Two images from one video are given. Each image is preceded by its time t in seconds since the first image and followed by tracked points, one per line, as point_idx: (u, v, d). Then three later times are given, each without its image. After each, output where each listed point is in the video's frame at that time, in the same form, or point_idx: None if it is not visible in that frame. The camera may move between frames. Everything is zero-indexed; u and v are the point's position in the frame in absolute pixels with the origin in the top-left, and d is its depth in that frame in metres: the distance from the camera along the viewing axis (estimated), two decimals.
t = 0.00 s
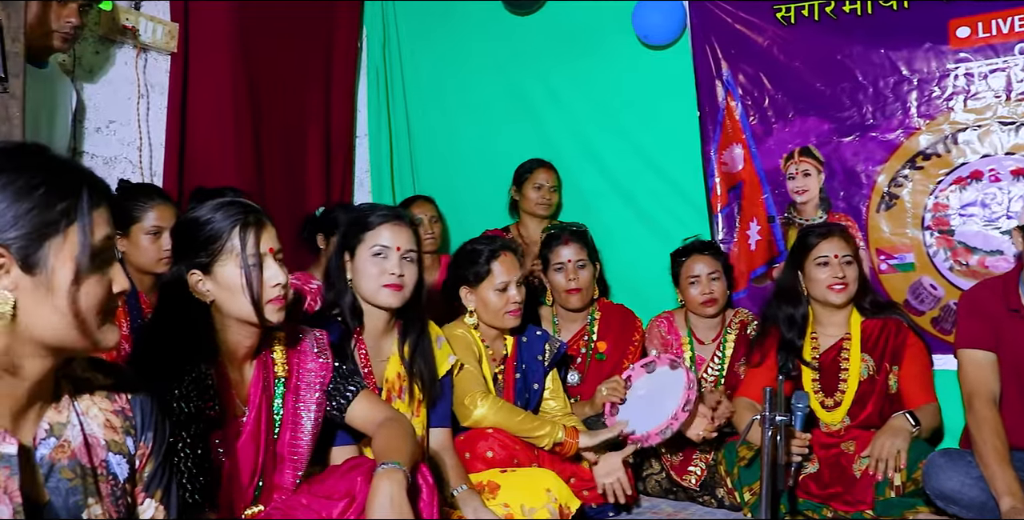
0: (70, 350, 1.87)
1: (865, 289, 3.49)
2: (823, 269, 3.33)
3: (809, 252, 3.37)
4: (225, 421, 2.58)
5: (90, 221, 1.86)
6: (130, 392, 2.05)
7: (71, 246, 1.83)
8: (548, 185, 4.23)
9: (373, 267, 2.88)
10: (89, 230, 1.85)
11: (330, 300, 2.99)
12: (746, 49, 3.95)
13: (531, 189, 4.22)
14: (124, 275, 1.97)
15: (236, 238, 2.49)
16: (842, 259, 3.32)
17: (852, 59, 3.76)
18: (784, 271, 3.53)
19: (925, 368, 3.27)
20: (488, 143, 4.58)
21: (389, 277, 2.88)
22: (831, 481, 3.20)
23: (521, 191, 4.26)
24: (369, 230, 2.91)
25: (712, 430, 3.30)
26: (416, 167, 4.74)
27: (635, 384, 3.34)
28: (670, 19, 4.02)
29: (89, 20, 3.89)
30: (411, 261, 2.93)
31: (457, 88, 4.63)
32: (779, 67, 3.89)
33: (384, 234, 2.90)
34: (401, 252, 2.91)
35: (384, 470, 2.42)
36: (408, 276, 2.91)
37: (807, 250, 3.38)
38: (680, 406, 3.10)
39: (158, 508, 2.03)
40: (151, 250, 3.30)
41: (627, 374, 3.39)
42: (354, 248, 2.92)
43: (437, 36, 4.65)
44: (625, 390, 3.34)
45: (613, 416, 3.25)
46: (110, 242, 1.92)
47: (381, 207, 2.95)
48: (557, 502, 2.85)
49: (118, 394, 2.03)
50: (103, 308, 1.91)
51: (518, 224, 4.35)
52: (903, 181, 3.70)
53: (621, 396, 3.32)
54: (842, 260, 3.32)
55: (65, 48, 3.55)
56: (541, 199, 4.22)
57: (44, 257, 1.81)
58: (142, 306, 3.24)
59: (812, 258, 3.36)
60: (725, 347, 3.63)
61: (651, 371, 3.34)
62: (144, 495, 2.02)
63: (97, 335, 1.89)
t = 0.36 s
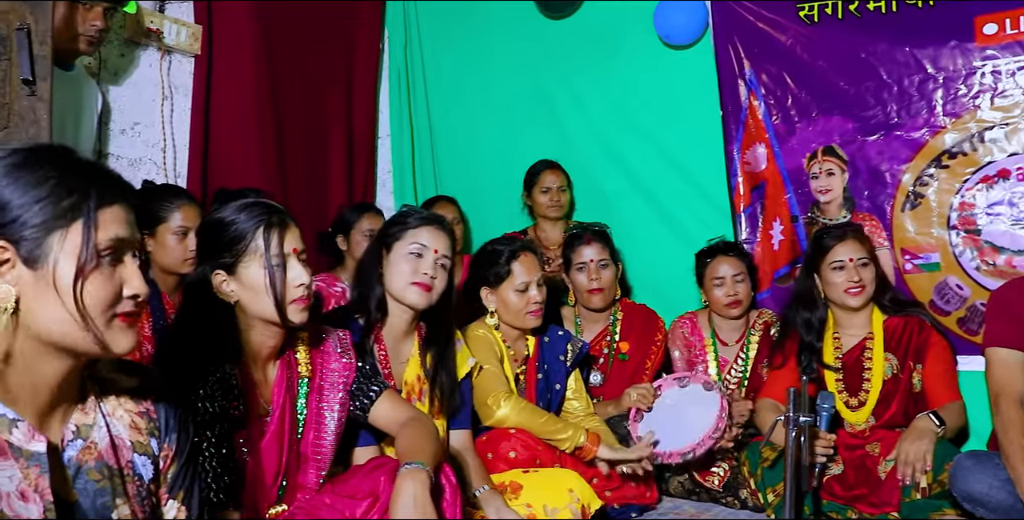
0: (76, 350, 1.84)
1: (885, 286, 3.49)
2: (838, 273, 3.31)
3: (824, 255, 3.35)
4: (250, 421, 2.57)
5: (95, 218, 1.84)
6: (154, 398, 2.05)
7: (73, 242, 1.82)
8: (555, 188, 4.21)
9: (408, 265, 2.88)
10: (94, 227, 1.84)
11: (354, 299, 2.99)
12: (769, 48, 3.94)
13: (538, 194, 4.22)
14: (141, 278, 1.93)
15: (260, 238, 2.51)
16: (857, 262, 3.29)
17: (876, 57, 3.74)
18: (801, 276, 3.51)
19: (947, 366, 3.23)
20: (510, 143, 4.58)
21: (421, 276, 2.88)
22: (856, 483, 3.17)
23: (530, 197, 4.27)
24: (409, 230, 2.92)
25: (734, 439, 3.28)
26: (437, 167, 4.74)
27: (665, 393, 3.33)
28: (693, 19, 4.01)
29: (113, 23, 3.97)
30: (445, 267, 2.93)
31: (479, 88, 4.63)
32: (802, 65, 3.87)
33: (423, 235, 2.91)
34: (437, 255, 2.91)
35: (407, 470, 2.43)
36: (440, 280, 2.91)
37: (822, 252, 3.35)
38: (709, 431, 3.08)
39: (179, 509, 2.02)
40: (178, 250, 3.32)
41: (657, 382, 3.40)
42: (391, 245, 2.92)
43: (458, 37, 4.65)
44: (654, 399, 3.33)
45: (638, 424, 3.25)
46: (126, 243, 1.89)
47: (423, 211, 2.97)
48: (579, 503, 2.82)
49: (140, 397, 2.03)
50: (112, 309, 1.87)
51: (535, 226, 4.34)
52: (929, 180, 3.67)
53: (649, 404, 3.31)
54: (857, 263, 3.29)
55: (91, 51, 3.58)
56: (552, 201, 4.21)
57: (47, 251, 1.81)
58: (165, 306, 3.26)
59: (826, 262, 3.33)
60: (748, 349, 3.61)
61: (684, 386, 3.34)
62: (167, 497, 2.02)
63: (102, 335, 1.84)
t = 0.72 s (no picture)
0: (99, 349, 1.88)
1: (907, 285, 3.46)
2: (858, 273, 3.29)
3: (845, 255, 3.32)
4: (269, 421, 2.58)
5: (115, 219, 1.86)
6: (172, 395, 2.06)
7: (94, 244, 1.84)
8: (566, 188, 4.21)
9: (430, 269, 2.91)
10: (113, 228, 1.86)
11: (375, 298, 3.00)
12: (789, 47, 3.92)
13: (551, 195, 4.23)
14: (160, 277, 1.96)
15: (282, 238, 2.52)
16: (877, 261, 3.27)
17: (898, 55, 3.72)
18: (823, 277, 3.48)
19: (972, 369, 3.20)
20: (530, 143, 4.58)
21: (446, 279, 2.91)
22: (879, 484, 3.16)
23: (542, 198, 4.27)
24: (424, 234, 2.94)
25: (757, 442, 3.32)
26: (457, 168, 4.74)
27: (688, 394, 3.31)
28: (712, 18, 3.99)
29: (135, 25, 4.06)
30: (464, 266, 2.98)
31: (498, 88, 4.63)
32: (823, 64, 3.85)
33: (442, 237, 2.93)
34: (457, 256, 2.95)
35: (428, 470, 2.44)
36: (463, 280, 2.96)
37: (842, 253, 3.33)
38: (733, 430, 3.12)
39: (203, 501, 2.04)
40: (201, 251, 3.35)
41: (679, 383, 3.37)
42: (410, 249, 2.94)
43: (477, 37, 4.65)
44: (677, 400, 3.31)
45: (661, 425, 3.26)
46: (144, 243, 1.92)
47: (434, 210, 2.98)
48: (600, 503, 2.81)
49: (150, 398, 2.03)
50: (133, 308, 1.90)
51: (553, 227, 4.34)
52: (952, 179, 3.64)
53: (672, 406, 3.30)
54: (877, 263, 3.27)
55: (113, 53, 3.61)
56: (563, 202, 4.21)
57: (68, 254, 1.83)
58: (186, 306, 3.28)
59: (847, 262, 3.31)
60: (770, 348, 3.60)
61: (706, 386, 3.31)
62: (190, 489, 2.03)
63: (124, 334, 1.88)
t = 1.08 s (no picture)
0: (128, 351, 1.90)
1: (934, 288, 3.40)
2: (884, 274, 3.26)
3: (872, 254, 3.30)
4: (287, 420, 2.60)
5: (147, 221, 1.88)
6: (195, 394, 2.08)
7: (126, 247, 1.86)
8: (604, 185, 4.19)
9: (440, 273, 2.92)
10: (145, 230, 1.88)
11: (392, 299, 3.01)
12: (807, 45, 3.90)
13: (586, 190, 4.19)
14: (186, 278, 1.98)
15: (299, 238, 2.52)
16: (904, 264, 3.24)
17: (917, 53, 3.70)
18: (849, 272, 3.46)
19: (995, 372, 3.18)
20: (546, 143, 4.58)
21: (459, 282, 2.92)
22: (897, 486, 3.13)
23: (575, 192, 4.23)
24: (428, 238, 2.94)
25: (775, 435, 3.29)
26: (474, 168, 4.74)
27: (696, 385, 3.27)
28: (730, 17, 3.98)
29: (154, 26, 4.06)
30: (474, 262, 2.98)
31: (515, 88, 4.63)
32: (841, 63, 3.83)
33: (445, 240, 2.93)
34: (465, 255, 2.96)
35: (445, 470, 2.43)
36: (475, 278, 2.97)
37: (870, 251, 3.31)
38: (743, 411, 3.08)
39: (222, 505, 2.05)
40: (219, 252, 3.37)
41: (688, 374, 3.33)
42: (417, 256, 2.95)
43: (493, 37, 4.64)
44: (686, 391, 3.27)
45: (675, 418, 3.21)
46: (172, 244, 1.94)
47: (436, 212, 2.97)
48: (617, 503, 2.81)
49: (179, 393, 2.05)
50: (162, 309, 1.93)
51: (574, 225, 4.32)
52: (971, 178, 3.62)
53: (682, 397, 3.26)
54: (903, 265, 3.24)
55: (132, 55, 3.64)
56: (598, 199, 4.19)
57: (101, 255, 1.84)
58: (204, 306, 3.29)
59: (873, 262, 3.29)
60: (795, 346, 3.58)
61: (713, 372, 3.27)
62: (210, 491, 2.04)
63: (152, 335, 1.90)
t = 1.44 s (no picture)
0: (148, 352, 1.89)
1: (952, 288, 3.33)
2: (879, 268, 3.30)
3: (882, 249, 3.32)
4: (305, 420, 2.61)
5: (162, 221, 1.89)
6: (214, 397, 2.08)
7: (141, 245, 1.87)
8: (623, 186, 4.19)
9: (461, 275, 2.92)
10: (161, 229, 1.89)
11: (409, 299, 3.01)
12: (824, 44, 3.89)
13: (605, 190, 4.19)
14: (204, 280, 1.99)
15: (316, 238, 2.53)
16: (897, 263, 3.23)
17: (936, 52, 3.67)
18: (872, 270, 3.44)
19: (1015, 371, 3.14)
20: (562, 142, 4.57)
21: (480, 284, 2.93)
22: (916, 487, 3.14)
23: (596, 192, 4.23)
24: (450, 241, 2.94)
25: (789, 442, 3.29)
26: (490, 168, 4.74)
27: (720, 393, 3.31)
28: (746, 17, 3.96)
29: (172, 28, 4.11)
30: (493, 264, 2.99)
31: (530, 88, 4.63)
32: (859, 62, 3.81)
33: (466, 243, 2.93)
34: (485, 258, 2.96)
35: (461, 470, 2.45)
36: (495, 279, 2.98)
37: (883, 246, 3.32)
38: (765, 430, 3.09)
39: (237, 509, 2.06)
40: (237, 253, 3.38)
41: (712, 382, 3.37)
42: (438, 259, 2.95)
43: (508, 37, 4.64)
44: (708, 399, 3.32)
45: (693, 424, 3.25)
46: (189, 245, 1.95)
47: (455, 214, 2.97)
48: (634, 504, 2.80)
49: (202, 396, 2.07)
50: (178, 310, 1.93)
51: (592, 225, 4.31)
52: (991, 178, 3.62)
53: (703, 405, 3.31)
54: (896, 265, 3.24)
55: (150, 56, 3.66)
56: (617, 199, 4.18)
57: (117, 253, 1.86)
58: (222, 307, 3.31)
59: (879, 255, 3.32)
60: (807, 347, 3.58)
61: (740, 386, 3.30)
62: (226, 496, 2.05)
63: (172, 335, 1.90)
